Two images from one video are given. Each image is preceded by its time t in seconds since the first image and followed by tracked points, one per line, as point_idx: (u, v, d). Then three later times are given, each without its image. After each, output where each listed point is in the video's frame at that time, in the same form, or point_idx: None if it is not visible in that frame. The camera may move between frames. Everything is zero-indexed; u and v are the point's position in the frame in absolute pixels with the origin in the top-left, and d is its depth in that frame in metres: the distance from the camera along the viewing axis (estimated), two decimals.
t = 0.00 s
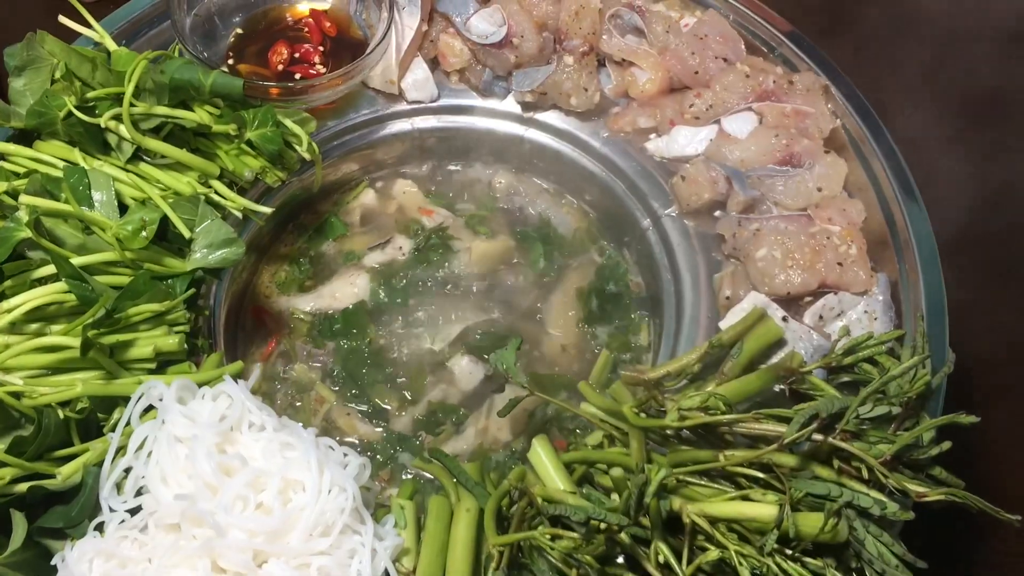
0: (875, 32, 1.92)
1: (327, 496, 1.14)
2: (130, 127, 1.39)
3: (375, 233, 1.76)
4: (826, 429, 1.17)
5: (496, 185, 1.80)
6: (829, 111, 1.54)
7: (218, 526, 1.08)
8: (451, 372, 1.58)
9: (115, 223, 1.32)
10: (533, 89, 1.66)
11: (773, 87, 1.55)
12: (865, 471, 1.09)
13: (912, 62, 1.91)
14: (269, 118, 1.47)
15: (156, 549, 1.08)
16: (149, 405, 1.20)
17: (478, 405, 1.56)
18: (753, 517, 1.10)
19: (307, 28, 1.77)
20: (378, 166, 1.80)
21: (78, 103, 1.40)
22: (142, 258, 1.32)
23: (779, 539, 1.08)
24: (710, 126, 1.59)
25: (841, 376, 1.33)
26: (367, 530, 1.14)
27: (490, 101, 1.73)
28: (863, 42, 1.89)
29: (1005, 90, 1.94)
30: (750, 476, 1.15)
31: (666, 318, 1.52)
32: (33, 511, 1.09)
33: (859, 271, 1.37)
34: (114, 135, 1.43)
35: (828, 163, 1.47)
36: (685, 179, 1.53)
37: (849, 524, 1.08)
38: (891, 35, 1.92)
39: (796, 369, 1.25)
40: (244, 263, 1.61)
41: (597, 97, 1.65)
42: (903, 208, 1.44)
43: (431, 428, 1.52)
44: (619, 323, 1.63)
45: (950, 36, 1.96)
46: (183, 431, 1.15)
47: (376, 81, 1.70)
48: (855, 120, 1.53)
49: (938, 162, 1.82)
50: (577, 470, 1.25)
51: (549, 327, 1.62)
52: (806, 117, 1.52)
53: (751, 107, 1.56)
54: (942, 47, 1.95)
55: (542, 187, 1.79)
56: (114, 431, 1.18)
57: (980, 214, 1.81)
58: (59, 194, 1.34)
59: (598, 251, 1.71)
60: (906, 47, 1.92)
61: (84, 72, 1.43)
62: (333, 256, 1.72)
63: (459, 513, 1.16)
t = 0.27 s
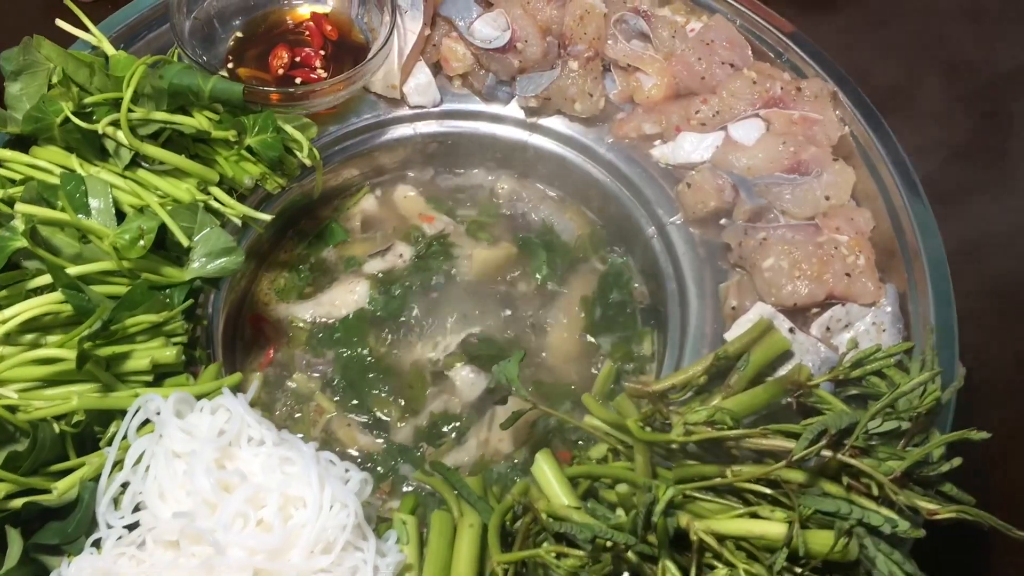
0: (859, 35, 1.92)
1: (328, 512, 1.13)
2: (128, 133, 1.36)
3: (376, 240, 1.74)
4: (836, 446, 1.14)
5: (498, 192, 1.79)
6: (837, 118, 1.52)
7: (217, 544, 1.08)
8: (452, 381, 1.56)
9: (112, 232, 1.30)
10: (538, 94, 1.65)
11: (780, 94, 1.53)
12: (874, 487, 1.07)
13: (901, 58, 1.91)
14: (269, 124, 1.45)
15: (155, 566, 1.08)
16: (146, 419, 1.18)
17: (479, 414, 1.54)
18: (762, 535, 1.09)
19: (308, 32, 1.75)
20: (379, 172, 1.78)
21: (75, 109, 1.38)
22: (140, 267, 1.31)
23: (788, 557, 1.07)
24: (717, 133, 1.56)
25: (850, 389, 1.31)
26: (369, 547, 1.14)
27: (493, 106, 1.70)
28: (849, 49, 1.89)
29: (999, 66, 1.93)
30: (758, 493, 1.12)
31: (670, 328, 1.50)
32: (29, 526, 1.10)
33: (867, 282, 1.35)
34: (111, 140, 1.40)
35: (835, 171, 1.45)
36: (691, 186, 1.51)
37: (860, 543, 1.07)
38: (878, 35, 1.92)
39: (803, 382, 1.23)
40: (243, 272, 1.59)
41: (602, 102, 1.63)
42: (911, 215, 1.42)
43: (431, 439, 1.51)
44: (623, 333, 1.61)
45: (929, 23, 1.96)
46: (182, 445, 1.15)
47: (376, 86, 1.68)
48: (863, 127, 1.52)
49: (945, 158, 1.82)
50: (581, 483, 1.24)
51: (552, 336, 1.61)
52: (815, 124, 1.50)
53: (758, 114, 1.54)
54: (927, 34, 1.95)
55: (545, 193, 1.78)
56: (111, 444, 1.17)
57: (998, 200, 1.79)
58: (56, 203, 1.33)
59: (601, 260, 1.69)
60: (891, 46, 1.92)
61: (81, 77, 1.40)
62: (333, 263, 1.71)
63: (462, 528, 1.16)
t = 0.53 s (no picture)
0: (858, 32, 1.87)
1: (332, 529, 1.11)
2: (126, 138, 1.34)
3: (378, 246, 1.71)
4: (847, 458, 1.13)
5: (502, 197, 1.76)
6: (845, 123, 1.50)
7: (219, 562, 1.07)
8: (456, 390, 1.55)
9: (111, 239, 1.28)
10: (541, 98, 1.62)
11: (788, 99, 1.51)
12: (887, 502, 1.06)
13: (901, 51, 1.86)
14: (270, 129, 1.42)
15: None
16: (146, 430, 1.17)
17: (484, 424, 1.52)
18: (774, 552, 1.06)
19: (308, 34, 1.73)
20: (379, 176, 1.75)
21: (73, 114, 1.37)
22: (140, 275, 1.29)
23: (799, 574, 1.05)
24: (723, 138, 1.55)
25: (859, 399, 1.29)
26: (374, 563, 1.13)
27: (497, 111, 1.68)
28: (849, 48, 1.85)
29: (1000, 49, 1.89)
30: (769, 507, 1.11)
31: (678, 335, 1.47)
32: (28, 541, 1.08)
33: (877, 290, 1.33)
34: (110, 146, 1.38)
35: (844, 177, 1.42)
36: (697, 193, 1.49)
37: (872, 559, 1.05)
38: (877, 29, 1.87)
39: (814, 394, 1.21)
40: (244, 277, 1.56)
41: (607, 107, 1.61)
42: (920, 220, 1.41)
43: (435, 450, 1.49)
44: (629, 342, 1.59)
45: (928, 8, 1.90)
46: (183, 459, 1.14)
47: (379, 89, 1.66)
48: (871, 130, 1.50)
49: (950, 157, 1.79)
50: (588, 496, 1.22)
51: (557, 344, 1.59)
52: (823, 130, 1.47)
53: (765, 119, 1.52)
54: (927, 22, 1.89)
55: (548, 198, 1.75)
56: (111, 457, 1.15)
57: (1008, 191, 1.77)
58: (53, 210, 1.30)
59: (605, 266, 1.67)
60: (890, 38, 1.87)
61: (79, 81, 1.38)
62: (335, 270, 1.68)
63: (467, 544, 1.14)
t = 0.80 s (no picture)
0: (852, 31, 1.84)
1: (337, 550, 1.13)
2: (123, 147, 1.31)
3: (379, 253, 1.69)
4: (863, 476, 1.10)
5: (505, 204, 1.73)
6: (854, 129, 1.48)
7: None
8: (460, 402, 1.52)
9: (107, 251, 1.25)
10: (545, 104, 1.60)
11: (797, 106, 1.49)
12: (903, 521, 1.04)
13: (895, 47, 1.84)
14: (270, 137, 1.40)
15: None
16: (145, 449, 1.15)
17: (488, 436, 1.50)
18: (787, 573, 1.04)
19: (307, 39, 1.70)
20: (380, 183, 1.72)
21: (68, 122, 1.33)
22: (138, 288, 1.26)
23: None
24: (732, 145, 1.52)
25: (872, 413, 1.27)
26: None
27: (501, 117, 1.66)
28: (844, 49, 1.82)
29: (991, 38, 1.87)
30: (782, 526, 1.09)
31: (685, 346, 1.45)
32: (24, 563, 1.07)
33: (890, 302, 1.30)
34: (106, 155, 1.35)
35: (854, 186, 1.41)
36: (704, 202, 1.46)
37: None
38: (870, 27, 1.84)
39: (826, 408, 1.19)
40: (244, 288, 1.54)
41: (612, 113, 1.59)
42: (931, 228, 1.39)
43: (439, 463, 1.46)
44: (635, 352, 1.56)
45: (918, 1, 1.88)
46: (183, 479, 1.13)
47: (379, 95, 1.63)
48: (880, 138, 1.48)
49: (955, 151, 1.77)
50: (597, 514, 1.20)
51: (562, 354, 1.56)
52: (833, 137, 1.45)
53: (774, 126, 1.49)
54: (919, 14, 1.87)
55: (552, 205, 1.72)
56: (109, 476, 1.13)
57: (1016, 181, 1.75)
58: (48, 221, 1.27)
59: (610, 274, 1.65)
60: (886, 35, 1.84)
61: (74, 89, 1.36)
62: (336, 278, 1.65)
63: (474, 563, 1.13)
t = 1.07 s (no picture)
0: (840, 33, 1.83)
1: (337, 567, 1.13)
2: (116, 154, 1.29)
3: (376, 259, 1.67)
4: (870, 489, 1.07)
5: (504, 208, 1.71)
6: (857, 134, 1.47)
7: None
8: (458, 410, 1.51)
9: (101, 261, 1.23)
10: (545, 109, 1.59)
11: (800, 110, 1.47)
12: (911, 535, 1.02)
13: (899, 42, 1.84)
14: (265, 143, 1.37)
15: None
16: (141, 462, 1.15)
17: (487, 446, 1.49)
18: None
19: (303, 42, 1.68)
20: (377, 188, 1.70)
21: (60, 129, 1.30)
22: (132, 299, 1.24)
23: None
24: (733, 149, 1.50)
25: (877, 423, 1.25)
26: None
27: (500, 121, 1.64)
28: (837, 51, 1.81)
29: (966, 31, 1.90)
30: (788, 539, 1.07)
31: (687, 353, 1.43)
32: None
33: (894, 310, 1.29)
34: (98, 162, 1.32)
35: (857, 192, 1.39)
36: (706, 207, 1.45)
37: None
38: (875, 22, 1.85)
39: (831, 418, 1.17)
40: (239, 298, 1.51)
41: (612, 117, 1.57)
42: (936, 234, 1.38)
43: (438, 473, 1.45)
44: (636, 359, 1.55)
45: None
46: (180, 495, 1.13)
47: (377, 99, 1.61)
48: (884, 142, 1.46)
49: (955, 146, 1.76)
50: (600, 527, 1.18)
51: (562, 362, 1.55)
52: (836, 142, 1.43)
53: (776, 131, 1.47)
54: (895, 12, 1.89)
55: (551, 210, 1.70)
56: (103, 491, 1.12)
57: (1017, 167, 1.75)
58: (40, 230, 1.25)
59: (611, 280, 1.63)
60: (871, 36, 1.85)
61: (66, 95, 1.33)
62: (333, 285, 1.64)
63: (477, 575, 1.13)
